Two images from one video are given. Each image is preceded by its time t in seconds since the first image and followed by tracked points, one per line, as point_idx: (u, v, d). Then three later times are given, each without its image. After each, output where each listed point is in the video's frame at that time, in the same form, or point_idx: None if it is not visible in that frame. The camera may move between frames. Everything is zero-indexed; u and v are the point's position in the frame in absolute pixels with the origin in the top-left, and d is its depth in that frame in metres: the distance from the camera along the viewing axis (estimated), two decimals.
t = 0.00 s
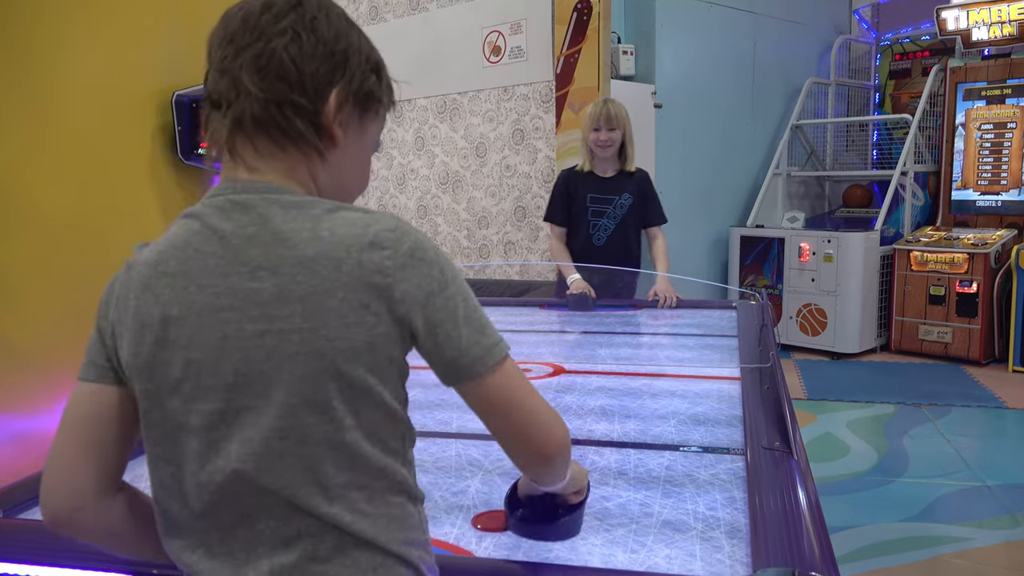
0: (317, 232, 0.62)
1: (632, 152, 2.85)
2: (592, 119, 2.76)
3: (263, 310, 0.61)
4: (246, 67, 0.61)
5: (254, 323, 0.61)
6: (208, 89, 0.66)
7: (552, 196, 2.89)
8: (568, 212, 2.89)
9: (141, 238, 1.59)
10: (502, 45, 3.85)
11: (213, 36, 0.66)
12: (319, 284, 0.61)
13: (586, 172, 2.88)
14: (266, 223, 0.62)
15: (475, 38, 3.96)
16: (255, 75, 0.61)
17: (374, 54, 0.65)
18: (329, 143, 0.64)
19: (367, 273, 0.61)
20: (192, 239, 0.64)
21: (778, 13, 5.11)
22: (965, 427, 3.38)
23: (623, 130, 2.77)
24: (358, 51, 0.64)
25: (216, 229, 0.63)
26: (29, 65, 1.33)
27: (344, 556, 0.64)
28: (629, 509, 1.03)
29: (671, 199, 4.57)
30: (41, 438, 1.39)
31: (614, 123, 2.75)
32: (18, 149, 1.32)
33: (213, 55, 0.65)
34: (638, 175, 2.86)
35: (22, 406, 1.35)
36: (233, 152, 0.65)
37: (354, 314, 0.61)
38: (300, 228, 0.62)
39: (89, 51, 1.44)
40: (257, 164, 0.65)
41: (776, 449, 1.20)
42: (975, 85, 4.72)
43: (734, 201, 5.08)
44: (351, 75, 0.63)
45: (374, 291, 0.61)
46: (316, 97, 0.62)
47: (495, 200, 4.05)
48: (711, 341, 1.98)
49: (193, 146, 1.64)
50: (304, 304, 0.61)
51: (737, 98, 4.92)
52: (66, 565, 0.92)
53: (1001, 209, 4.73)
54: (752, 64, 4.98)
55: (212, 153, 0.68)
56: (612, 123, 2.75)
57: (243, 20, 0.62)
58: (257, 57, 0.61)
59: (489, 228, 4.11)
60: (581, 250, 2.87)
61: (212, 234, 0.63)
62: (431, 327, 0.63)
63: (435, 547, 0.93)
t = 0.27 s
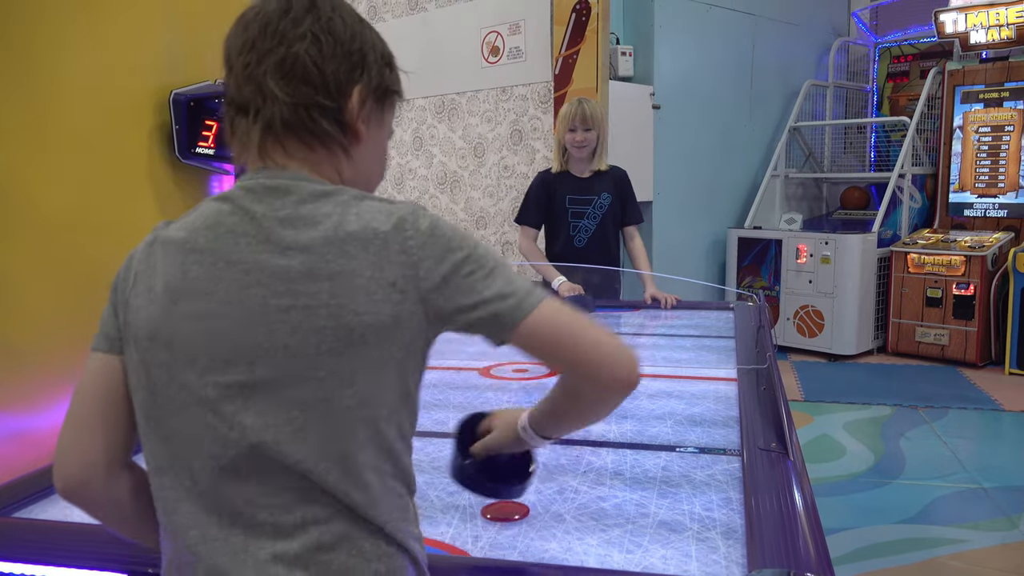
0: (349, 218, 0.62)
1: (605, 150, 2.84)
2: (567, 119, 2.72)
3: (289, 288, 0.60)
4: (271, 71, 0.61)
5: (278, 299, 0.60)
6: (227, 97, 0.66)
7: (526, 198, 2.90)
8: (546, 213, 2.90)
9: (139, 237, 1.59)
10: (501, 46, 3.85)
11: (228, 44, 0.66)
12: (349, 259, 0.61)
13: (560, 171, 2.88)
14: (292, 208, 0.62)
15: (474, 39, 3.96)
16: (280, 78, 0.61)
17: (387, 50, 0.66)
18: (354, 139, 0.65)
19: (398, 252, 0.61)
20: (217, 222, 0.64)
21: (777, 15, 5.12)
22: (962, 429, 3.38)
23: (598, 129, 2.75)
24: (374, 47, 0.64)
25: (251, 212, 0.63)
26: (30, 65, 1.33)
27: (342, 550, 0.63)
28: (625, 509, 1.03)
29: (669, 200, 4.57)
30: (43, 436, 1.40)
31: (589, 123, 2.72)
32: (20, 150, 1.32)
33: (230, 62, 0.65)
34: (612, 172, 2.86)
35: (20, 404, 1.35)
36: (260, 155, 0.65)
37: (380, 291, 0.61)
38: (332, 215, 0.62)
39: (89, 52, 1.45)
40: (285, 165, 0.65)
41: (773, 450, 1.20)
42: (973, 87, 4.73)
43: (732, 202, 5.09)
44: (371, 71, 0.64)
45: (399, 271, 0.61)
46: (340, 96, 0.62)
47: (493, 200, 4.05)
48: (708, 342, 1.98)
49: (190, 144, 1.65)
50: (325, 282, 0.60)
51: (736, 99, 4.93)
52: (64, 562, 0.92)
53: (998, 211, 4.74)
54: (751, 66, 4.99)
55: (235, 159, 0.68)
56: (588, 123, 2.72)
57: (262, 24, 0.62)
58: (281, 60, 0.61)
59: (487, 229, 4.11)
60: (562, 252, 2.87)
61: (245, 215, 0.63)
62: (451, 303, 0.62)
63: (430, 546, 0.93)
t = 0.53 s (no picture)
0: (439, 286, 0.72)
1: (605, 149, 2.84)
2: (566, 120, 2.71)
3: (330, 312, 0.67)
4: (385, 224, 0.68)
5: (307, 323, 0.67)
6: (333, 236, 0.71)
7: (529, 198, 2.86)
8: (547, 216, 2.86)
9: (136, 238, 1.59)
10: (498, 46, 3.85)
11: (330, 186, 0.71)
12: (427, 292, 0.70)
13: (560, 173, 2.87)
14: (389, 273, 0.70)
15: (471, 39, 3.95)
16: (395, 227, 0.68)
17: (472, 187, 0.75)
18: (449, 272, 0.73)
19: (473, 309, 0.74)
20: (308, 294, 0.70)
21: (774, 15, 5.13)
22: (959, 429, 3.39)
23: (597, 129, 2.74)
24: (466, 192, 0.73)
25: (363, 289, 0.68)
26: (28, 65, 1.33)
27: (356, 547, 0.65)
28: (622, 510, 1.03)
29: (666, 200, 4.57)
30: (39, 437, 1.39)
31: (588, 123, 2.71)
32: (17, 150, 1.32)
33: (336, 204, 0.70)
34: (613, 173, 2.87)
35: (15, 406, 1.34)
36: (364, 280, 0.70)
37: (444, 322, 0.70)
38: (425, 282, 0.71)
39: (85, 52, 1.44)
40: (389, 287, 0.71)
41: (770, 450, 1.20)
42: (970, 88, 4.73)
43: (729, 202, 5.10)
44: (463, 212, 0.72)
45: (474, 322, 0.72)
46: (442, 239, 0.70)
47: (490, 200, 4.05)
48: (705, 343, 1.98)
49: (187, 145, 1.65)
50: (422, 334, 0.67)
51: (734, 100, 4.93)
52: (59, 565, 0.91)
53: (995, 212, 4.75)
54: (749, 67, 4.99)
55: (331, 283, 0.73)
56: (587, 123, 2.71)
57: (372, 173, 0.69)
58: (397, 212, 0.68)
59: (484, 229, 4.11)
60: (563, 253, 2.85)
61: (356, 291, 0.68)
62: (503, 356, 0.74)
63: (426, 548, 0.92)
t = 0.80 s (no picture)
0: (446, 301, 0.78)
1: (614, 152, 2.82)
2: (570, 122, 2.71)
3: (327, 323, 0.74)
4: (389, 216, 0.74)
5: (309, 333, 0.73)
6: (335, 233, 0.76)
7: (535, 200, 2.91)
8: (550, 216, 2.91)
9: (134, 236, 1.58)
10: (498, 45, 3.84)
11: (329, 182, 0.75)
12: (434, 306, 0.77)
13: (569, 175, 2.86)
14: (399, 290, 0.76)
15: (471, 38, 3.95)
16: (401, 230, 0.75)
17: (461, 174, 0.80)
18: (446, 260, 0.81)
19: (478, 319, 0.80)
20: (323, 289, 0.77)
21: (774, 15, 5.12)
22: (958, 430, 3.39)
23: (603, 131, 2.73)
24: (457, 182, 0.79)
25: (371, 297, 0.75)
26: (26, 65, 1.32)
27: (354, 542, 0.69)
28: (620, 511, 1.03)
29: (666, 200, 4.57)
30: (37, 437, 1.39)
31: (593, 125, 2.70)
32: (16, 151, 1.32)
33: (336, 202, 0.75)
34: (622, 174, 2.85)
35: (12, 407, 1.34)
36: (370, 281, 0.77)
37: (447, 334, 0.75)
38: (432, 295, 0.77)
39: (81, 51, 1.44)
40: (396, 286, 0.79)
41: (768, 451, 1.19)
42: (970, 88, 4.73)
43: (728, 202, 5.10)
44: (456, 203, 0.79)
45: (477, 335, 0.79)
46: (439, 234, 0.78)
47: (490, 200, 4.05)
48: (704, 342, 1.98)
49: (185, 144, 1.64)
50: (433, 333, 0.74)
51: (733, 99, 4.93)
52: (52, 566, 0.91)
53: (994, 212, 4.75)
54: (748, 67, 4.98)
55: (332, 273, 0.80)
56: (592, 125, 2.70)
57: (373, 177, 0.73)
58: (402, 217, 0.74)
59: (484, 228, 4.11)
60: (570, 254, 2.89)
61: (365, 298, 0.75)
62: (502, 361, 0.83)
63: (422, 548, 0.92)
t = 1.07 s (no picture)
0: (416, 284, 0.68)
1: (611, 159, 2.78)
2: (564, 132, 2.73)
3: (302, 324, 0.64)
4: (350, 162, 0.64)
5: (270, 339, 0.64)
6: (288, 184, 0.66)
7: (536, 206, 2.88)
8: (552, 219, 2.89)
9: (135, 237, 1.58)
10: (497, 45, 3.84)
11: (278, 124, 0.65)
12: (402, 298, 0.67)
13: (570, 180, 2.86)
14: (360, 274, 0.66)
15: (471, 38, 3.95)
16: (361, 178, 0.65)
17: (430, 116, 0.70)
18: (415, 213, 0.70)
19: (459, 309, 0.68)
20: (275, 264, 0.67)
21: (774, 15, 5.13)
22: (957, 430, 3.38)
23: (595, 141, 2.70)
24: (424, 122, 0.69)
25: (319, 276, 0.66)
26: (25, 65, 1.33)
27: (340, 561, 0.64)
28: (619, 511, 1.03)
29: (665, 200, 4.57)
30: (33, 437, 1.39)
31: (584, 135, 2.69)
32: (16, 151, 1.32)
33: (287, 148, 0.65)
34: (622, 177, 2.86)
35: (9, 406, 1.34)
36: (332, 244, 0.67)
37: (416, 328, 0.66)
38: (399, 279, 0.67)
39: (82, 51, 1.44)
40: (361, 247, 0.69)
41: (768, 451, 1.19)
42: (970, 88, 4.73)
43: (728, 201, 5.10)
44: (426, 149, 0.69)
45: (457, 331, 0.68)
46: (407, 181, 0.67)
47: (489, 200, 4.05)
48: (704, 342, 1.98)
49: (184, 143, 1.64)
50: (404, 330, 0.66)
51: (733, 99, 4.93)
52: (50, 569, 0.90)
53: (994, 212, 4.74)
54: (748, 67, 4.99)
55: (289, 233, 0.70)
56: (583, 135, 2.69)
57: (327, 116, 0.63)
58: (362, 162, 0.64)
59: (483, 228, 4.11)
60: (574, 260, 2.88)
61: (314, 279, 0.66)
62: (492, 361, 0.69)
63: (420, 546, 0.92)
